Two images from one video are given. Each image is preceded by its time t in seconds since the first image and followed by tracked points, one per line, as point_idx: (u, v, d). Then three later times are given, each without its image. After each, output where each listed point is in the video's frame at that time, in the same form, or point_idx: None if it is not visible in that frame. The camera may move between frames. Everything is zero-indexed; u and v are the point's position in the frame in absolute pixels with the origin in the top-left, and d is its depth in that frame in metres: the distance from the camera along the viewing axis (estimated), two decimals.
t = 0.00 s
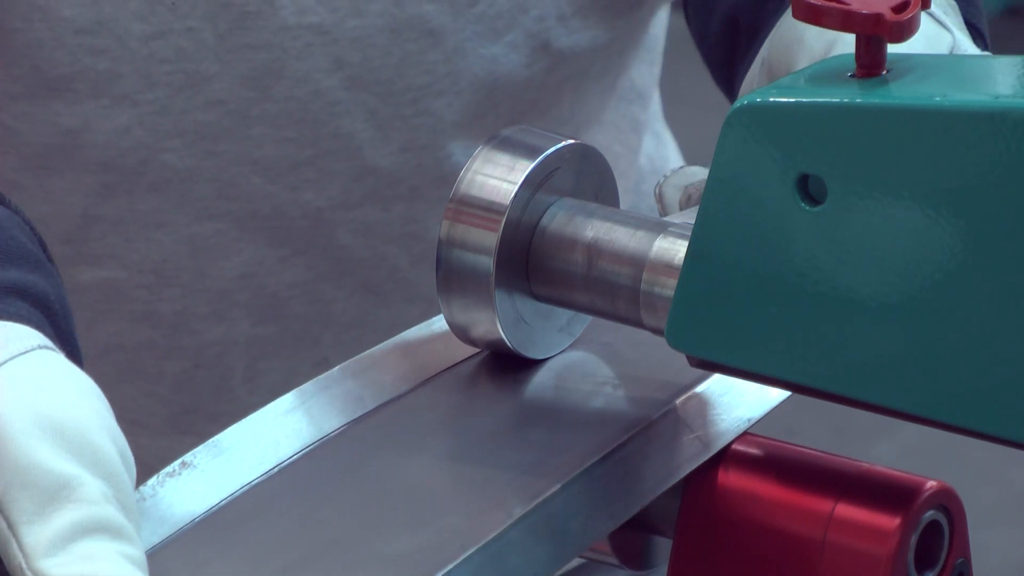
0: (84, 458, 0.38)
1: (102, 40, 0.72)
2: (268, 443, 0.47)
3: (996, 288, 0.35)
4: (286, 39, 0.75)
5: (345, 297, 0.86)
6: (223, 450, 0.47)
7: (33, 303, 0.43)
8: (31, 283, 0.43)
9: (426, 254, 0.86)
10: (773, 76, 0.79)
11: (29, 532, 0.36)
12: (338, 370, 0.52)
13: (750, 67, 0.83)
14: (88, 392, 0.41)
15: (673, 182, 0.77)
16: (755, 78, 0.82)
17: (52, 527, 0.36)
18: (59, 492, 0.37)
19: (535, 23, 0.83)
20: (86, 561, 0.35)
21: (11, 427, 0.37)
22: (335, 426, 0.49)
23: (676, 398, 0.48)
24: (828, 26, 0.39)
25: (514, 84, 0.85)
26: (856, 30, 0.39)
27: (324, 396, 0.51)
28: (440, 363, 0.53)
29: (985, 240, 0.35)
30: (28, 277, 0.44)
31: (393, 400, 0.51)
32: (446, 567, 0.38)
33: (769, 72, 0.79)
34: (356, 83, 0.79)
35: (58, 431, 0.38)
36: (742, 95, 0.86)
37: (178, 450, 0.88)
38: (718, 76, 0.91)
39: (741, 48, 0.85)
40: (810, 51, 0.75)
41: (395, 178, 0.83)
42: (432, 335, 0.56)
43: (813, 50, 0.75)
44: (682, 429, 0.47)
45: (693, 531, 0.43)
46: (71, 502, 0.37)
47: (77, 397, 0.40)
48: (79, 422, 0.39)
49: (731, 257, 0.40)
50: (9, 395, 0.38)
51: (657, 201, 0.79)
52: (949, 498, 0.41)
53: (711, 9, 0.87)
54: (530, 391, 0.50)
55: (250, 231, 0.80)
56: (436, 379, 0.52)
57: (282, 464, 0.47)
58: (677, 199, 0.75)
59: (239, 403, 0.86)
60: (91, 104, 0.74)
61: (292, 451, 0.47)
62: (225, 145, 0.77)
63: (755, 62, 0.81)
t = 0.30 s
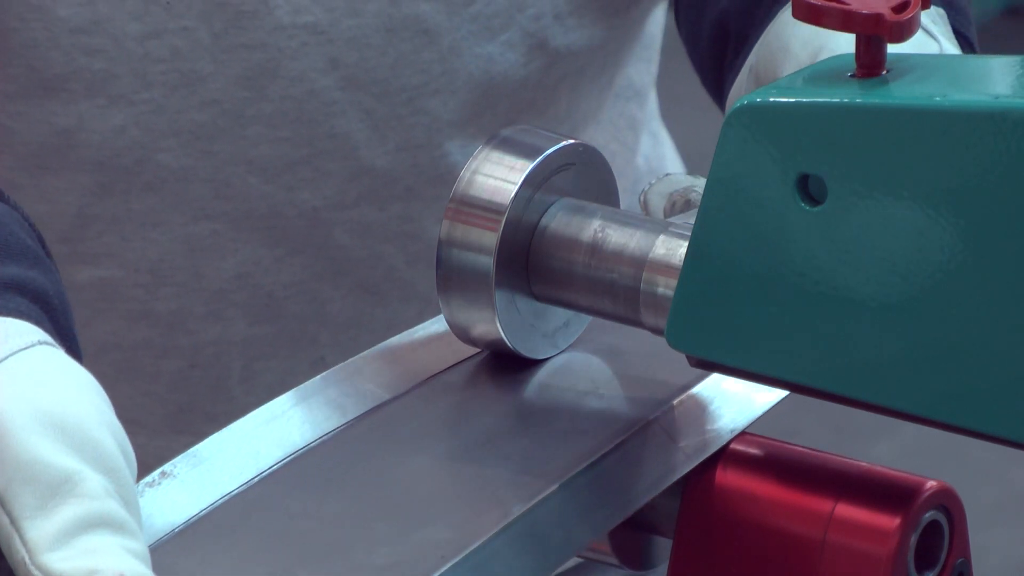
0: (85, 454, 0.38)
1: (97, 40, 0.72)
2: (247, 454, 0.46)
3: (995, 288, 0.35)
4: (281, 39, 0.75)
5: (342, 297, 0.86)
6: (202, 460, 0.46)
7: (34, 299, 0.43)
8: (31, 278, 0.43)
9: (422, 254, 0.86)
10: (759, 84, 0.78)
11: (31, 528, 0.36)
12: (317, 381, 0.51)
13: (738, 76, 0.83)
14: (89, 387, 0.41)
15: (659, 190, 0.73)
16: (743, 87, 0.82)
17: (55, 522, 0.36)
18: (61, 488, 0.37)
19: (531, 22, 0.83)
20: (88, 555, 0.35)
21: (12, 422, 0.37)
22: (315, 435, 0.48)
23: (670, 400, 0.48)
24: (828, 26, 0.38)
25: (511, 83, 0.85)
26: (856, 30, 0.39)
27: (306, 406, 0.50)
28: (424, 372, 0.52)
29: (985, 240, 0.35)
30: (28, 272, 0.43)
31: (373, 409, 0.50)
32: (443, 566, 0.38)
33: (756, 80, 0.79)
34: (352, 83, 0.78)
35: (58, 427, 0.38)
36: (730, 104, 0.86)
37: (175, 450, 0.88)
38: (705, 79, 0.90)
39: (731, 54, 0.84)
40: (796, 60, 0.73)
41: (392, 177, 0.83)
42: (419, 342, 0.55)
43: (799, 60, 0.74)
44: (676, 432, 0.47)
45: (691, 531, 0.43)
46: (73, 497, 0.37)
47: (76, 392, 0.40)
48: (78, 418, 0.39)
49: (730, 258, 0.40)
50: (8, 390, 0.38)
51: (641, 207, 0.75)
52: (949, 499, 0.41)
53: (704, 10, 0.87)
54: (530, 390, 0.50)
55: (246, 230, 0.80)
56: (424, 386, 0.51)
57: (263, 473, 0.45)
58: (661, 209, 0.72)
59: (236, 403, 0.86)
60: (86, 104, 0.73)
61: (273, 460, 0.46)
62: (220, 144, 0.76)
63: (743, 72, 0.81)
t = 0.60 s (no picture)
0: (74, 461, 0.38)
1: (99, 41, 0.72)
2: (230, 466, 0.45)
3: (995, 288, 0.35)
4: (283, 38, 0.75)
5: (343, 297, 0.86)
6: (186, 472, 0.45)
7: (23, 303, 0.43)
8: (21, 283, 0.43)
9: (423, 253, 0.86)
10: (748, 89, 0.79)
11: (19, 536, 0.36)
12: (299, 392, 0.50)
13: (727, 80, 0.82)
14: (79, 394, 0.41)
15: (641, 194, 0.74)
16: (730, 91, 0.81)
17: (42, 532, 0.36)
18: (49, 496, 0.37)
19: (531, 20, 0.83)
20: (76, 565, 0.36)
21: None
22: (298, 445, 0.47)
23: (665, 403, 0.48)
24: (828, 26, 0.38)
25: (512, 82, 0.85)
26: (856, 30, 0.39)
27: (290, 417, 0.48)
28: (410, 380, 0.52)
29: (985, 240, 0.35)
30: (18, 277, 0.44)
31: (356, 419, 0.49)
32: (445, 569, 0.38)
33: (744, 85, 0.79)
34: (353, 82, 0.79)
35: (45, 434, 0.38)
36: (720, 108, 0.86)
37: (175, 449, 0.88)
38: (696, 79, 0.90)
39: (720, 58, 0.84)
40: (781, 67, 0.73)
41: (392, 176, 0.83)
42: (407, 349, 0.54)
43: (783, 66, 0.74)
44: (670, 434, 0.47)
45: (690, 530, 0.43)
46: (60, 505, 0.37)
47: (64, 398, 0.39)
48: (67, 424, 0.38)
49: (731, 257, 0.40)
50: None
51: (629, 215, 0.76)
52: (949, 498, 0.41)
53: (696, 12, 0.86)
54: (530, 391, 0.50)
55: (247, 230, 0.80)
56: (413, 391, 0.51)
57: (245, 485, 0.44)
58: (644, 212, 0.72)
59: (236, 403, 0.86)
60: (88, 104, 0.74)
61: (256, 472, 0.45)
62: (222, 144, 0.77)
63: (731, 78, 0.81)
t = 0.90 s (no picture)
0: (68, 479, 0.37)
1: (100, 43, 0.72)
2: (216, 482, 0.44)
3: (995, 288, 0.35)
4: (284, 40, 0.75)
5: (343, 297, 0.86)
6: (171, 489, 0.44)
7: (18, 316, 0.43)
8: (16, 295, 0.43)
9: (423, 252, 0.86)
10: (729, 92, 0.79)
11: (13, 554, 0.35)
12: (285, 405, 0.49)
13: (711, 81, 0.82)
14: (74, 411, 0.40)
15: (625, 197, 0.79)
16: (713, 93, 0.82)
17: (36, 550, 0.35)
18: (43, 514, 0.36)
19: (531, 21, 0.83)
20: None
21: None
22: (284, 460, 0.46)
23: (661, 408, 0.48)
24: (827, 26, 0.38)
25: (512, 82, 0.85)
26: (856, 30, 0.39)
27: (276, 430, 0.48)
28: (399, 391, 0.51)
29: (986, 240, 0.35)
30: (13, 290, 0.44)
31: (342, 433, 0.48)
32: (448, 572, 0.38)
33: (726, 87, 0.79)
34: (353, 84, 0.79)
35: (40, 450, 0.37)
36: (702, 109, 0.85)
37: (176, 448, 0.88)
38: (682, 81, 0.89)
39: (706, 59, 0.83)
40: (763, 69, 0.74)
41: (392, 177, 0.83)
42: (396, 358, 0.54)
43: (764, 68, 0.75)
44: (664, 443, 0.47)
45: (690, 533, 0.43)
46: (54, 524, 0.36)
47: (59, 415, 0.39)
48: (61, 440, 0.38)
49: (731, 258, 0.40)
50: None
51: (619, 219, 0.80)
52: (949, 498, 0.41)
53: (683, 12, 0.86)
54: (532, 391, 0.50)
55: (248, 231, 0.80)
56: (403, 401, 0.51)
57: (231, 502, 0.44)
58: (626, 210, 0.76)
59: (237, 403, 0.86)
60: (89, 106, 0.73)
61: (242, 489, 0.44)
62: (223, 146, 0.77)
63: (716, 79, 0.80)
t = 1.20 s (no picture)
0: (101, 461, 0.38)
1: (99, 46, 0.72)
2: (205, 498, 0.43)
3: (995, 289, 0.35)
4: (283, 43, 0.75)
5: (342, 298, 0.86)
6: (163, 506, 0.43)
7: (36, 305, 0.43)
8: (33, 286, 0.43)
9: (422, 254, 0.86)
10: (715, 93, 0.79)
11: (53, 539, 0.36)
12: (273, 417, 0.48)
13: (698, 80, 0.82)
14: (101, 395, 0.41)
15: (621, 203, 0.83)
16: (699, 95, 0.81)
17: (76, 534, 0.36)
18: (78, 499, 0.37)
19: (530, 22, 0.84)
20: (110, 569, 0.36)
21: (27, 433, 0.37)
22: (273, 473, 0.45)
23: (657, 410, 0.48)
24: (827, 26, 0.38)
25: (512, 83, 0.85)
26: (856, 30, 0.39)
27: (265, 443, 0.47)
28: (389, 400, 0.50)
29: (986, 240, 0.35)
30: (29, 280, 0.43)
31: (331, 445, 0.47)
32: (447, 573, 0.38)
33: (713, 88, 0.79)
34: (352, 86, 0.78)
35: (73, 435, 0.38)
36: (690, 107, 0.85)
37: (174, 449, 0.88)
38: (673, 79, 0.89)
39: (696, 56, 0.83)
40: (747, 70, 0.74)
41: (391, 178, 0.83)
42: (386, 366, 0.53)
43: (751, 70, 0.75)
44: (659, 448, 0.46)
45: (690, 534, 0.43)
46: (90, 508, 0.37)
47: (87, 400, 0.40)
48: (93, 425, 0.39)
49: (730, 258, 0.40)
50: (20, 399, 0.38)
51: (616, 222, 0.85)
52: (949, 498, 0.41)
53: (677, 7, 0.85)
54: (532, 391, 0.50)
55: (247, 232, 0.80)
56: (395, 410, 0.50)
57: (219, 520, 0.43)
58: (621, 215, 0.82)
59: (236, 404, 0.86)
60: (87, 109, 0.73)
61: (233, 504, 0.43)
62: (222, 148, 0.77)
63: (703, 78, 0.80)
